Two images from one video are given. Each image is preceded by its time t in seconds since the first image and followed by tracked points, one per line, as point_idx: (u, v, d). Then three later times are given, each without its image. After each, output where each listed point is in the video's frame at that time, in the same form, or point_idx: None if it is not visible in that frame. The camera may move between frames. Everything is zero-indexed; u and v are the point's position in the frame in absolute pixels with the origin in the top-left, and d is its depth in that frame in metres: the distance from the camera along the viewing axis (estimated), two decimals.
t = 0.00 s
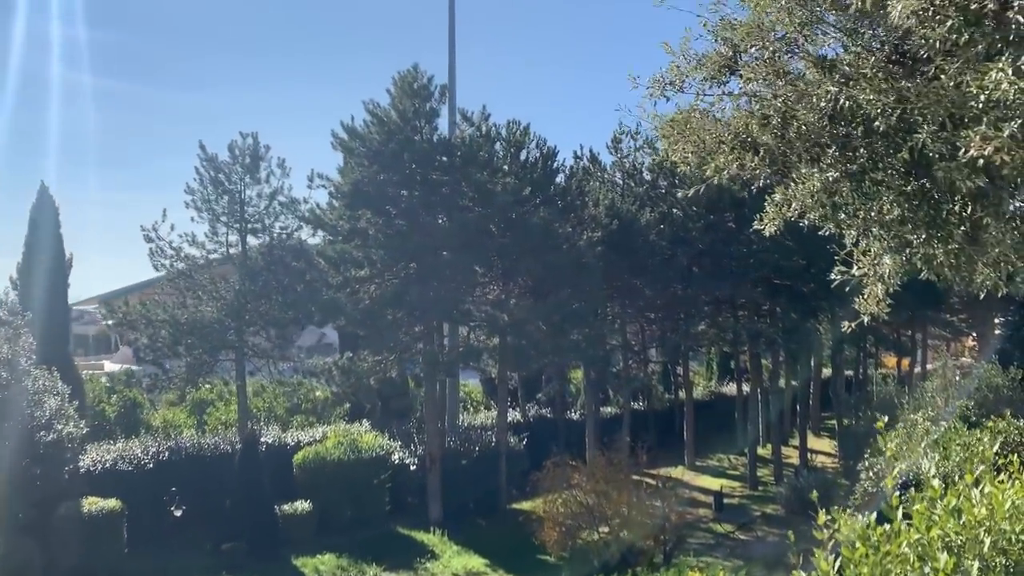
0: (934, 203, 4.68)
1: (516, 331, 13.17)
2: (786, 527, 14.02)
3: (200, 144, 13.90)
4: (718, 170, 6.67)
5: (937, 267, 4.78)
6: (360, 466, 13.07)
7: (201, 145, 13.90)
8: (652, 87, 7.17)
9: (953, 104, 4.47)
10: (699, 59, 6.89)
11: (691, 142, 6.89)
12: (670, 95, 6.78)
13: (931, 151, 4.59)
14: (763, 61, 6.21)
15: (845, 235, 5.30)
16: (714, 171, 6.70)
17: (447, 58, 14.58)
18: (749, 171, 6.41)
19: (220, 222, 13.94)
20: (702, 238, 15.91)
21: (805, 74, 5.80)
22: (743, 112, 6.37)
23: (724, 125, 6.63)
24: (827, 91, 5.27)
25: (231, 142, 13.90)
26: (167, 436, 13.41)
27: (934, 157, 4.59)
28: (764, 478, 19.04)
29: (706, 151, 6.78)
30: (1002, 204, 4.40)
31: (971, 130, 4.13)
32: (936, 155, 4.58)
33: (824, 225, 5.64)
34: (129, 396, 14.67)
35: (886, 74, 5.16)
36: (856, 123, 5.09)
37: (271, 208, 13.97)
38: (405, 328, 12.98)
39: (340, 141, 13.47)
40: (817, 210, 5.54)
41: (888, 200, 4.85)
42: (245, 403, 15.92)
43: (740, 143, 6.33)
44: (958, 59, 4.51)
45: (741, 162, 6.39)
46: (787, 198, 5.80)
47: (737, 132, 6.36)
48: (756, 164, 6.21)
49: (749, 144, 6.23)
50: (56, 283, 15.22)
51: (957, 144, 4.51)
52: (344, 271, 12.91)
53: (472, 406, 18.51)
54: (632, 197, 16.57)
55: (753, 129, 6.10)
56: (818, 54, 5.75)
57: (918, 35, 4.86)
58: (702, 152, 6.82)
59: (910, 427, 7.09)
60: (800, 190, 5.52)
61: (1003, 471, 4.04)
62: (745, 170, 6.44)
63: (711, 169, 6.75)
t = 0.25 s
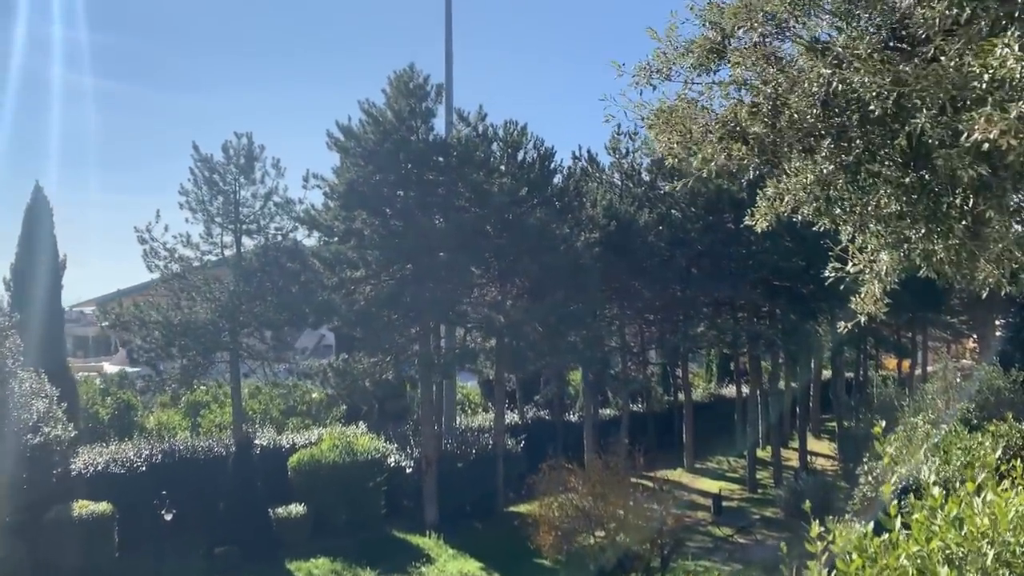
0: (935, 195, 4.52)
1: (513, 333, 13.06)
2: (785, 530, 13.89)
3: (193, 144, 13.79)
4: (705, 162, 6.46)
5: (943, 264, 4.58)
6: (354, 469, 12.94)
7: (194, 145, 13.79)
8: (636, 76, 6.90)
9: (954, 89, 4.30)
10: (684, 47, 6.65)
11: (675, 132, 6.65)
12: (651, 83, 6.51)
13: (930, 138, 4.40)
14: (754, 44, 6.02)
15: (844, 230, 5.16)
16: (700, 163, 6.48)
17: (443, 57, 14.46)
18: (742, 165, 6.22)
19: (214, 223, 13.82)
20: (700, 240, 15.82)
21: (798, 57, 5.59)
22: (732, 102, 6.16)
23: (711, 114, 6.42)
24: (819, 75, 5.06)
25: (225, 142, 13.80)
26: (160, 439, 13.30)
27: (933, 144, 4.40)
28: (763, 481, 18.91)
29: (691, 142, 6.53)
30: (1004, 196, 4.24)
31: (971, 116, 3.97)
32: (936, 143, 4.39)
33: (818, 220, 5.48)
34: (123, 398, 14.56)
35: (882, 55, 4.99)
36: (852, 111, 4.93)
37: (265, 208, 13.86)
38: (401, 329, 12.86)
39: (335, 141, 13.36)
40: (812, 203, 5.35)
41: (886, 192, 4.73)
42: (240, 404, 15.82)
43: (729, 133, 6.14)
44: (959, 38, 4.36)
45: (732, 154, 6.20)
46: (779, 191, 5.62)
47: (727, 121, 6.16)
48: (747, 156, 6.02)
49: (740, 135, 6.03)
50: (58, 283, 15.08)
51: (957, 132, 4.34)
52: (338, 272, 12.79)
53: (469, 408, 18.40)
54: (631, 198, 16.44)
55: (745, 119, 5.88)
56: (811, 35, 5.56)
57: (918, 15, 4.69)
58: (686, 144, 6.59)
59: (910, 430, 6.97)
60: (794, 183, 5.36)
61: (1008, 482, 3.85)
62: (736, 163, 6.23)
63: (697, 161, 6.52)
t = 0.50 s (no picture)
0: (930, 191, 4.29)
1: (510, 334, 13.05)
2: (785, 533, 13.78)
3: (189, 144, 13.72)
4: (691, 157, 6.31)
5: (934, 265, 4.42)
6: (350, 471, 12.86)
7: (190, 145, 13.72)
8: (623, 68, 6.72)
9: (949, 79, 4.15)
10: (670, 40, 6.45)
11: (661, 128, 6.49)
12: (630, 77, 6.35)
13: (923, 130, 4.20)
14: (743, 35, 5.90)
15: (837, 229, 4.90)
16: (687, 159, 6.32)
17: (441, 57, 14.37)
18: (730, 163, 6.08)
19: (210, 224, 13.74)
20: (699, 239, 15.58)
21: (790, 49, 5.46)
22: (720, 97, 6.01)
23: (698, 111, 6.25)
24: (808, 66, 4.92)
25: (221, 141, 13.72)
26: (155, 441, 13.23)
27: (927, 136, 4.20)
28: (763, 483, 18.81)
29: (676, 138, 6.37)
30: (1002, 192, 4.02)
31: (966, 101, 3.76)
32: (929, 134, 4.19)
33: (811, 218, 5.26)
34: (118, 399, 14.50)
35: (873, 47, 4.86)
36: (843, 105, 4.76)
37: (261, 209, 13.78)
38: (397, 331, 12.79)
39: (331, 141, 13.26)
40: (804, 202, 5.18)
41: (879, 188, 4.50)
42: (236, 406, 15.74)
43: (718, 129, 5.99)
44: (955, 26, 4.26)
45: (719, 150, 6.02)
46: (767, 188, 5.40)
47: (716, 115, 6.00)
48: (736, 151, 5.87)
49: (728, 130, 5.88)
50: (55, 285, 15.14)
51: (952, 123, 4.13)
52: (334, 273, 12.70)
53: (468, 410, 18.32)
54: (630, 199, 16.33)
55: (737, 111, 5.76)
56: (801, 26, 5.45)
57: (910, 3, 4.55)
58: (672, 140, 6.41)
59: (910, 434, 6.88)
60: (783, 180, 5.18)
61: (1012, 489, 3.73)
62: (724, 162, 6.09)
63: (683, 156, 6.37)
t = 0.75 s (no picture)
0: (921, 179, 4.04)
1: (507, 334, 12.90)
2: (785, 536, 13.65)
3: (184, 143, 13.63)
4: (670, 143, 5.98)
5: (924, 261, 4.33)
6: (346, 473, 12.77)
7: (185, 144, 13.63)
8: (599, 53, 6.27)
9: (935, 52, 3.82)
10: (647, 19, 6.09)
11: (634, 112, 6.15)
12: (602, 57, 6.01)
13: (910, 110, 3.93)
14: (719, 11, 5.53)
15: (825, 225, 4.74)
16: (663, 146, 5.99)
17: (439, 56, 14.25)
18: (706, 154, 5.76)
19: (205, 223, 13.65)
20: (699, 239, 15.55)
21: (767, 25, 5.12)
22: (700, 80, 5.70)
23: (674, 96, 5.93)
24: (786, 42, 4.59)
25: (216, 140, 13.63)
26: (149, 442, 13.14)
27: (914, 116, 3.93)
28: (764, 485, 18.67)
29: (651, 124, 6.03)
30: (997, 176, 3.74)
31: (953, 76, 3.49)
32: (915, 114, 3.92)
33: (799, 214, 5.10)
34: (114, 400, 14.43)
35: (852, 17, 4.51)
36: (827, 88, 4.47)
37: (257, 208, 13.68)
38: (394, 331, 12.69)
39: (326, 140, 13.14)
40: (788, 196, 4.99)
41: (867, 177, 4.22)
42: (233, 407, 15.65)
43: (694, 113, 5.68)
44: None
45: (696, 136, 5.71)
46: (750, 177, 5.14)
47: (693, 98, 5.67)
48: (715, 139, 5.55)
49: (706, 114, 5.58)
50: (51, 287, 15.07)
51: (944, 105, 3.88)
52: (329, 273, 12.60)
53: (466, 411, 18.22)
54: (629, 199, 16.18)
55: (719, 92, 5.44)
56: None
57: None
58: (646, 127, 6.06)
59: (910, 436, 6.74)
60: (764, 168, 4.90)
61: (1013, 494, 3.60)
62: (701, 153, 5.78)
63: (659, 143, 6.03)
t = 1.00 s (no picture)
0: (914, 176, 3.92)
1: (508, 336, 12.85)
2: (788, 539, 13.54)
3: (184, 143, 13.58)
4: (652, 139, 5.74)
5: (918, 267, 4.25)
6: (346, 475, 12.70)
7: (185, 144, 13.58)
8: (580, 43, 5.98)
9: (924, 39, 3.60)
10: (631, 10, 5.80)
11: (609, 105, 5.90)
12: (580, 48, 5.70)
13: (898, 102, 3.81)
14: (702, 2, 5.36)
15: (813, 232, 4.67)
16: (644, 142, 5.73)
17: (440, 56, 14.18)
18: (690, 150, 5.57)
19: (205, 224, 13.59)
20: (702, 240, 15.41)
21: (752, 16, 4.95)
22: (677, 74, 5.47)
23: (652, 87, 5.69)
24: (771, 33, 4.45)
25: (216, 141, 13.59)
26: (148, 444, 13.08)
27: (903, 109, 3.82)
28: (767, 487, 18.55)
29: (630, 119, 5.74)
30: (992, 172, 3.61)
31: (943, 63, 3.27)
32: (905, 106, 3.80)
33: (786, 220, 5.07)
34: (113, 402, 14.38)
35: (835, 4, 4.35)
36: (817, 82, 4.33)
37: (257, 209, 13.62)
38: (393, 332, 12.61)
39: (326, 141, 13.09)
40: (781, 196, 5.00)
41: (858, 176, 4.11)
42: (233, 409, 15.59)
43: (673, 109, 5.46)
44: None
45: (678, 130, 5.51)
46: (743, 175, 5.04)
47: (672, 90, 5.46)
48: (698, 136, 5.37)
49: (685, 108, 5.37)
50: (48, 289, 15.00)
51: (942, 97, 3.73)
52: (328, 274, 12.52)
53: (468, 413, 18.14)
54: (632, 199, 16.05)
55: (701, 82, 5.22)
56: None
57: None
58: (625, 122, 5.79)
59: (912, 439, 6.64)
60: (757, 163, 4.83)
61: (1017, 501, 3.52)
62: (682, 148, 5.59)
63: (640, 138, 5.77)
